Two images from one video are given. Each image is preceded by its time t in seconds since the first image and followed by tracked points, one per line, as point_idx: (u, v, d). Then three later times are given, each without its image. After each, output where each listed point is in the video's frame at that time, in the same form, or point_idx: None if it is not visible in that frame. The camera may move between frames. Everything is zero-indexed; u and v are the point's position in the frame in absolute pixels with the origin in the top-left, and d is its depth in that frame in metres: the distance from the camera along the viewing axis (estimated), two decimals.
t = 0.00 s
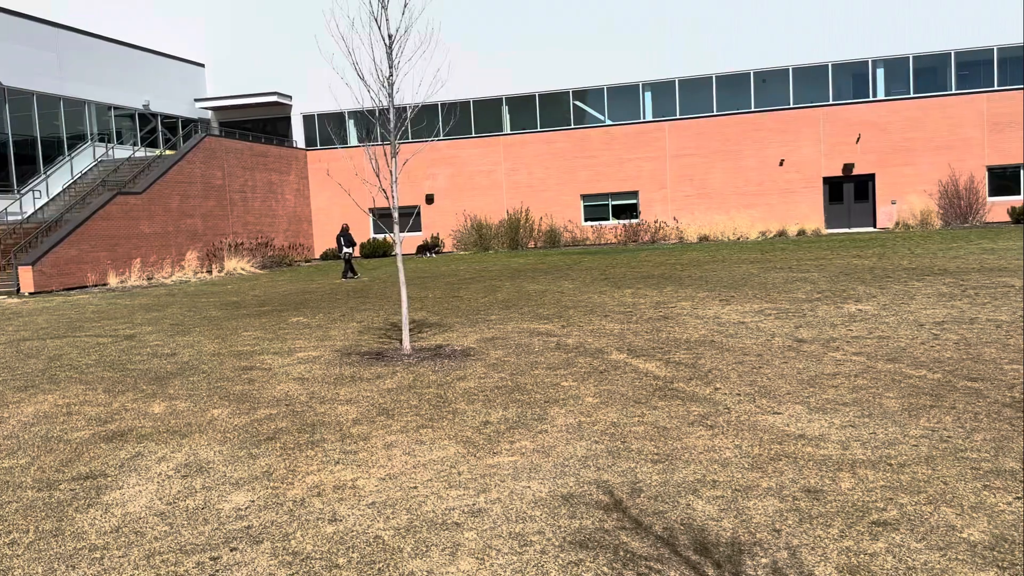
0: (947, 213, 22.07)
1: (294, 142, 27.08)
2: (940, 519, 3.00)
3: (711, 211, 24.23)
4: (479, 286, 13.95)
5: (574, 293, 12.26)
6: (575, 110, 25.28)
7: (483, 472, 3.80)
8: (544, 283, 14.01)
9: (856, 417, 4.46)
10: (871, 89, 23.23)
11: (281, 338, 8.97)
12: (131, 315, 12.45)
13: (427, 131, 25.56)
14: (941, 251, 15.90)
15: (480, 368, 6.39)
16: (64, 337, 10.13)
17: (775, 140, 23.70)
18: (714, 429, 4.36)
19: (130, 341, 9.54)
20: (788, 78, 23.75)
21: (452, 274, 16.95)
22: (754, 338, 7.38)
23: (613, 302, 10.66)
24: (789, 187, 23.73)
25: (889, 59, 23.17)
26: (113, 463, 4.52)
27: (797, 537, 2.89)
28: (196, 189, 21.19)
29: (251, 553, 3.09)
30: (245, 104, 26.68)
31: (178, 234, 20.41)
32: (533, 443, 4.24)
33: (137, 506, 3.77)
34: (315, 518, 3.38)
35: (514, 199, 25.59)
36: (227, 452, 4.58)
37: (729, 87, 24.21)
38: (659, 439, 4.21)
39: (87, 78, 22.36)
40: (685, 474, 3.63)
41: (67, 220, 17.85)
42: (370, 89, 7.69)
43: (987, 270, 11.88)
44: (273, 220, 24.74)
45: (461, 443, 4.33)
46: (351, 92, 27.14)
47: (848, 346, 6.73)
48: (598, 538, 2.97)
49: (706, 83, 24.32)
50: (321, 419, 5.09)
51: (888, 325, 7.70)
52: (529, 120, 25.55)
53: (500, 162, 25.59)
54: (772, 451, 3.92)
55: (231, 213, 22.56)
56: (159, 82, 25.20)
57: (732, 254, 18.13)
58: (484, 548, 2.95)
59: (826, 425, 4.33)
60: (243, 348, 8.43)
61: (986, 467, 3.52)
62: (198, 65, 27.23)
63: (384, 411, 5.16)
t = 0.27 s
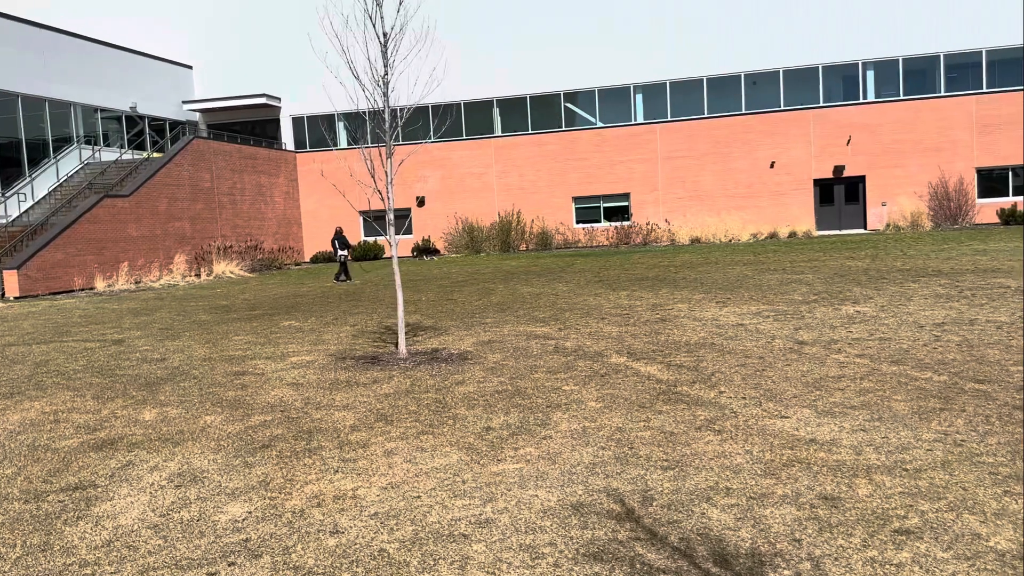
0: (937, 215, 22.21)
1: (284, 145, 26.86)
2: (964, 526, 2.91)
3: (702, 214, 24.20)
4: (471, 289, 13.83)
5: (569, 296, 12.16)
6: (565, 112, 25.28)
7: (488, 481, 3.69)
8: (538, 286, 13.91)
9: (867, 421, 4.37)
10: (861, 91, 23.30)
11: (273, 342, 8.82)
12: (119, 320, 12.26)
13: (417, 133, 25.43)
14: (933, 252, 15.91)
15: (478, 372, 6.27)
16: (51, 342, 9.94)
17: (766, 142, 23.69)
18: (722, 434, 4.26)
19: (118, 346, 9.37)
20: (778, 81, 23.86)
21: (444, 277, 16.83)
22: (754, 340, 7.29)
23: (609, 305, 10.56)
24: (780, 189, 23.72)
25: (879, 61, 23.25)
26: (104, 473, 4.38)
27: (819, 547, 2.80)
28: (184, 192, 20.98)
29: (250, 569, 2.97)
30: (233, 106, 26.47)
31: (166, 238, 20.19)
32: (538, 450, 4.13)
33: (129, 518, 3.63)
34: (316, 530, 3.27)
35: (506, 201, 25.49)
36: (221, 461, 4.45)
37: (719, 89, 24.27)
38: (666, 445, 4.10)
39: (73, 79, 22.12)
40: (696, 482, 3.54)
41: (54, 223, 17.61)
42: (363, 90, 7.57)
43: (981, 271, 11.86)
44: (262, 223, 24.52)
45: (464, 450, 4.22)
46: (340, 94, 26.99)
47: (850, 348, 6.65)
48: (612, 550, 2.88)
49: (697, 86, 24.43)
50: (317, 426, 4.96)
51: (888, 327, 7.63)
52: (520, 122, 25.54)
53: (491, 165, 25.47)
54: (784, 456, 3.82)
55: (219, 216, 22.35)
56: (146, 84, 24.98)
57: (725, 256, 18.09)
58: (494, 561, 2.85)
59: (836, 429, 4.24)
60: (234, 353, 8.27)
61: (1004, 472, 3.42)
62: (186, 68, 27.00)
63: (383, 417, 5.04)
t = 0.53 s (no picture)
0: (929, 215, 22.18)
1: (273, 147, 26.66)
2: (975, 534, 2.86)
3: (694, 214, 24.20)
4: (464, 291, 13.76)
5: (563, 297, 12.10)
6: (557, 112, 25.20)
7: (489, 488, 3.62)
8: (531, 287, 13.85)
9: (869, 424, 4.32)
10: (851, 92, 23.33)
11: (265, 345, 8.72)
12: (108, 323, 12.12)
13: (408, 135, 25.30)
14: (925, 253, 15.94)
15: (474, 375, 6.20)
16: (39, 346, 9.80)
17: (757, 143, 23.72)
18: (725, 438, 4.20)
19: (108, 350, 9.25)
20: (769, 82, 23.82)
21: (437, 278, 16.75)
22: (750, 342, 7.25)
23: (603, 306, 10.51)
24: (772, 190, 23.75)
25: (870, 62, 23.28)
26: (94, 480, 4.28)
27: (830, 556, 2.75)
28: (174, 194, 20.82)
29: None
30: (223, 108, 26.28)
31: (155, 240, 20.03)
32: (538, 455, 4.06)
33: (121, 528, 3.54)
34: (315, 540, 3.19)
35: (497, 202, 25.42)
36: (215, 468, 4.36)
37: (710, 90, 24.25)
38: (669, 449, 4.04)
39: (60, 80, 21.92)
40: (701, 488, 3.48)
41: (42, 225, 17.43)
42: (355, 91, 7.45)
43: (975, 272, 11.87)
44: (252, 225, 24.37)
45: (462, 455, 4.14)
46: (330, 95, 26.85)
47: (849, 350, 6.61)
48: (619, 560, 2.82)
49: (688, 86, 24.36)
50: (312, 432, 4.88)
51: (885, 328, 7.60)
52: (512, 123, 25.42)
53: (483, 166, 25.41)
54: (790, 461, 3.77)
55: (209, 218, 22.19)
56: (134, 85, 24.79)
57: (717, 257, 18.08)
58: (499, 573, 2.78)
59: (839, 433, 4.19)
60: (226, 356, 8.17)
61: (1012, 476, 3.37)
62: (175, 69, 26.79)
63: (378, 422, 4.96)
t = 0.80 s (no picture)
0: (918, 216, 22.28)
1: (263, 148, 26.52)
2: (972, 537, 2.83)
3: (685, 215, 24.22)
4: (456, 292, 13.71)
5: (555, 298, 12.06)
6: (548, 113, 25.13)
7: (481, 492, 3.57)
8: (522, 288, 13.82)
9: (864, 426, 4.30)
10: (842, 92, 23.35)
11: (255, 347, 8.65)
12: (96, 325, 12.01)
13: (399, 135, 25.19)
14: (915, 253, 15.99)
15: (466, 377, 6.15)
16: (26, 348, 9.70)
17: (748, 144, 23.75)
18: (719, 440, 4.17)
19: (96, 352, 9.16)
20: (760, 83, 23.80)
21: (429, 279, 16.68)
22: (743, 343, 7.22)
23: (595, 307, 10.48)
24: (762, 190, 23.79)
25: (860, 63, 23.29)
26: (80, 486, 4.22)
27: (826, 560, 2.73)
28: (163, 195, 20.69)
29: None
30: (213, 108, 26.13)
31: (144, 241, 19.89)
32: (531, 459, 4.02)
33: (107, 534, 3.48)
34: (304, 546, 3.14)
35: (489, 203, 25.38)
36: (203, 472, 4.30)
37: (701, 91, 24.22)
38: (662, 452, 4.00)
39: (48, 80, 21.74)
40: (696, 491, 3.44)
41: (29, 226, 17.27)
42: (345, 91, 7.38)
43: (966, 272, 11.90)
44: (242, 226, 24.24)
45: (454, 459, 4.09)
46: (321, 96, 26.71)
47: (841, 351, 6.60)
48: (613, 565, 2.79)
49: (679, 87, 24.32)
50: (302, 435, 4.82)
51: (878, 329, 7.59)
52: (503, 124, 25.33)
53: (474, 166, 25.36)
54: (784, 463, 3.73)
55: (198, 218, 22.06)
56: (123, 85, 24.64)
57: (709, 258, 18.08)
58: None
59: (833, 435, 4.17)
60: (215, 358, 8.09)
61: (1008, 479, 3.35)
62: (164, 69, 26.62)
63: (369, 425, 4.90)
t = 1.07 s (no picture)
0: (907, 216, 22.36)
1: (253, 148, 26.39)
2: (961, 542, 2.81)
3: (675, 215, 24.24)
4: (445, 293, 13.65)
5: (545, 299, 12.03)
6: (538, 113, 25.08)
7: (468, 497, 3.54)
8: (512, 289, 13.79)
9: (852, 428, 4.29)
10: (831, 93, 23.40)
11: (242, 349, 8.58)
12: (83, 327, 11.91)
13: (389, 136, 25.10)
14: (904, 253, 16.06)
15: (454, 380, 6.11)
16: (11, 351, 9.60)
17: (738, 144, 23.79)
18: (707, 443, 4.15)
19: (81, 355, 9.06)
20: (750, 84, 23.81)
21: (419, 280, 16.63)
22: (732, 344, 7.21)
23: (585, 308, 10.46)
24: (752, 191, 23.83)
25: (849, 63, 23.32)
26: (61, 491, 4.15)
27: (814, 566, 2.70)
28: (151, 195, 20.56)
29: None
30: (201, 108, 25.98)
31: (132, 242, 19.75)
32: (518, 462, 3.99)
33: (87, 541, 3.43)
34: (286, 553, 3.10)
35: (479, 203, 25.34)
36: (186, 478, 4.25)
37: (691, 92, 24.22)
38: (650, 455, 3.98)
39: (35, 80, 21.57)
40: (684, 495, 3.41)
41: (16, 227, 17.13)
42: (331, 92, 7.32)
43: (954, 272, 11.94)
44: (231, 227, 24.11)
45: (441, 463, 4.05)
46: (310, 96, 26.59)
47: (830, 352, 6.59)
48: (599, 572, 2.75)
49: (669, 87, 24.29)
50: (287, 439, 4.77)
51: (867, 329, 7.59)
52: (493, 124, 25.27)
53: (464, 167, 25.32)
54: (772, 466, 3.71)
55: (187, 219, 21.93)
56: (111, 86, 24.48)
57: (699, 258, 18.09)
58: None
59: (821, 437, 4.15)
60: (202, 361, 8.02)
61: (997, 481, 3.33)
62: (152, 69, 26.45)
63: (356, 428, 4.86)
